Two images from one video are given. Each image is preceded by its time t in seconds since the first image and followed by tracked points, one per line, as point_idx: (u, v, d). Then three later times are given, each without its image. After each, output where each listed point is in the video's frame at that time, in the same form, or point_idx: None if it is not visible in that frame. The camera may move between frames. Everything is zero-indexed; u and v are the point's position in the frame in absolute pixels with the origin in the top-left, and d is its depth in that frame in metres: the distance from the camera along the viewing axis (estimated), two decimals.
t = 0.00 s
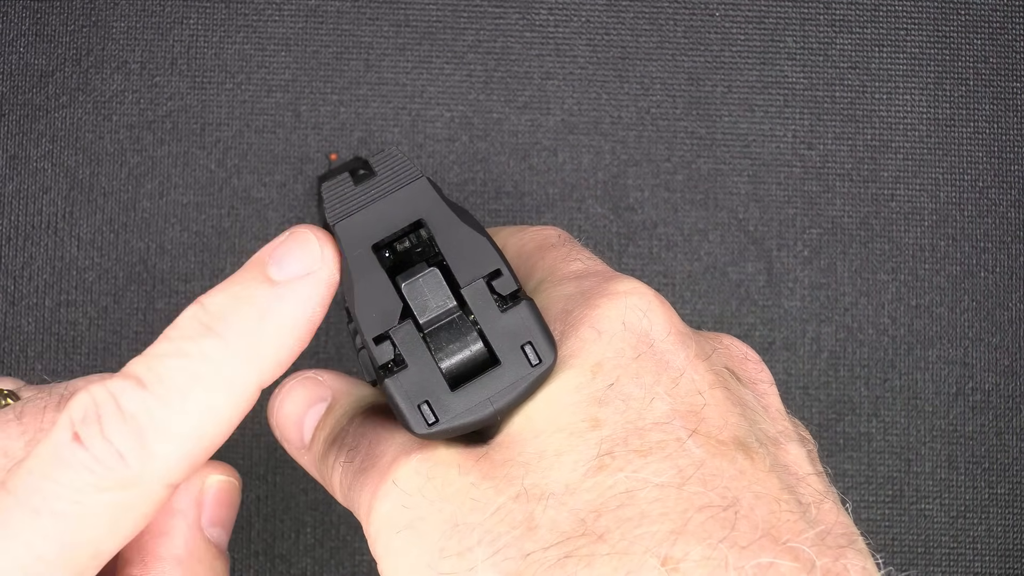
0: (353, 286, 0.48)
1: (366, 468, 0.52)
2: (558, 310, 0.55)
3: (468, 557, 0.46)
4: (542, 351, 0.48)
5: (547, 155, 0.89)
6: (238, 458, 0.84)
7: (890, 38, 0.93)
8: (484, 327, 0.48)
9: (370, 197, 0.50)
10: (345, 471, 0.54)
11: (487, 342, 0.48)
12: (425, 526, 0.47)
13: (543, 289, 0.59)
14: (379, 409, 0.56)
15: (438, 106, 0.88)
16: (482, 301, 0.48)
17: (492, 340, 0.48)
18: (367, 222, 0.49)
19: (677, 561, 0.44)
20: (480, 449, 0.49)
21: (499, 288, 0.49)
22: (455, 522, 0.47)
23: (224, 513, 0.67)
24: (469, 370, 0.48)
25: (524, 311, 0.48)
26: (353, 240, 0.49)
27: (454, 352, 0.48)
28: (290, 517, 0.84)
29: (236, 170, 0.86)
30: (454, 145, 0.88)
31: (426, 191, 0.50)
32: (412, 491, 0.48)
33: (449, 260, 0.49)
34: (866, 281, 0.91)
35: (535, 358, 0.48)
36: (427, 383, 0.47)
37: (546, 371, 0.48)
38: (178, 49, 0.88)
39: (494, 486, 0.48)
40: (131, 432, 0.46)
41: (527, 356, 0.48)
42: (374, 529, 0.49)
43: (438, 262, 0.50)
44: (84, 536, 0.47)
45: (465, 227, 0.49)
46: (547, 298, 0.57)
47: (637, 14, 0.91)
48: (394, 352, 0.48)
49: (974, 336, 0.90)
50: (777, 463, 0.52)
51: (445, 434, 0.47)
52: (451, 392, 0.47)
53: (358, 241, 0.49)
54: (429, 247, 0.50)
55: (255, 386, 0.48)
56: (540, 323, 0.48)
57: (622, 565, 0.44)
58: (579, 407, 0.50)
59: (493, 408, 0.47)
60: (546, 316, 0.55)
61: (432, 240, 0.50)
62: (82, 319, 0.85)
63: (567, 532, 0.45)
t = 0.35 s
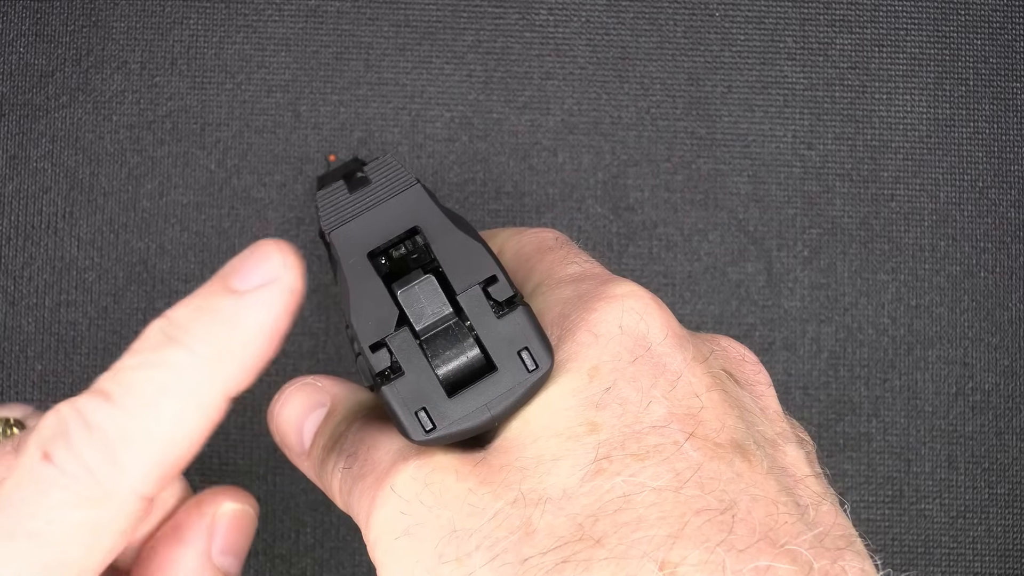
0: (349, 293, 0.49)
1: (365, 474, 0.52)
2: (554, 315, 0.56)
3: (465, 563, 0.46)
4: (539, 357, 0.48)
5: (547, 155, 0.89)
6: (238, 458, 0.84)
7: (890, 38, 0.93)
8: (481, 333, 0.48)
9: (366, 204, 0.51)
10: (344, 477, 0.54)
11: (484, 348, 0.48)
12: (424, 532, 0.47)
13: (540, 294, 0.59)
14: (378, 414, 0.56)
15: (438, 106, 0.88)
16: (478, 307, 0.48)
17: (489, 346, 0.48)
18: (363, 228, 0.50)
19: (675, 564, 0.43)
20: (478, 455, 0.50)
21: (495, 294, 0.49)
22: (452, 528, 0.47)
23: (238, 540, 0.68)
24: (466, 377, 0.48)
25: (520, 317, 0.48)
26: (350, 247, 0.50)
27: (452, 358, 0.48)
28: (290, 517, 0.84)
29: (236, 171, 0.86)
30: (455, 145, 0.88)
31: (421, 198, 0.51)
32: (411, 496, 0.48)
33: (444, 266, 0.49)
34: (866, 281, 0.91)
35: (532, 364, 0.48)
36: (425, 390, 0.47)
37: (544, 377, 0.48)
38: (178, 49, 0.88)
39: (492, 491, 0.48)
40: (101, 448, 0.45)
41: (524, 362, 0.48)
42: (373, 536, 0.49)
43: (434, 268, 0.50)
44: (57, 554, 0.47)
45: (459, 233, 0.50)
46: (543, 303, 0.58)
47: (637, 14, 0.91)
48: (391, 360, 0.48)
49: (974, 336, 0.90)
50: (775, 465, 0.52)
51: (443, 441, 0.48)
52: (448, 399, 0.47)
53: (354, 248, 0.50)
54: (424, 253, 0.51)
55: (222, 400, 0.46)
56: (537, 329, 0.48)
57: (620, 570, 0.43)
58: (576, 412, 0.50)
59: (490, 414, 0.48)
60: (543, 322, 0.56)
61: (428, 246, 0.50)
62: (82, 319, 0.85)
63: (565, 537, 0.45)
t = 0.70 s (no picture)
0: (351, 295, 0.49)
1: (368, 476, 0.52)
2: (555, 314, 0.55)
3: (470, 564, 0.46)
4: (542, 357, 0.48)
5: (547, 155, 0.89)
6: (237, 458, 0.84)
7: (890, 38, 0.93)
8: (483, 334, 0.48)
9: (367, 208, 0.52)
10: (347, 477, 0.54)
11: (486, 349, 0.48)
12: (427, 532, 0.47)
13: (542, 293, 0.59)
14: (380, 414, 0.57)
15: (438, 106, 0.88)
16: (480, 308, 0.48)
17: (492, 347, 0.48)
18: (363, 231, 0.51)
19: (679, 563, 0.43)
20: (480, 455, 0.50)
21: (497, 295, 0.49)
22: (456, 529, 0.47)
23: None
24: (469, 378, 0.48)
25: (522, 318, 0.48)
26: (351, 249, 0.50)
27: (454, 360, 0.48)
28: (289, 517, 0.84)
29: (236, 171, 0.86)
30: (454, 145, 0.88)
31: (421, 199, 0.52)
32: (415, 497, 0.48)
33: (445, 266, 0.49)
34: (866, 281, 0.90)
35: (534, 364, 0.48)
36: (428, 392, 0.47)
37: (546, 377, 0.48)
38: (178, 49, 0.88)
39: (495, 491, 0.48)
40: (114, 552, 0.54)
41: (526, 362, 0.48)
42: (377, 537, 0.49)
43: (436, 270, 0.50)
44: None
45: (459, 233, 0.50)
46: (545, 302, 0.57)
47: (636, 14, 0.91)
48: (393, 362, 0.48)
49: (974, 336, 0.90)
50: (778, 463, 0.52)
51: (447, 442, 0.48)
52: (451, 400, 0.47)
53: (355, 250, 0.50)
54: (425, 254, 0.51)
55: (217, 528, 0.60)
56: (539, 329, 0.48)
57: (622, 569, 0.43)
58: (579, 411, 0.50)
59: (493, 415, 0.48)
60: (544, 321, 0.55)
61: (429, 248, 0.51)
62: (82, 319, 0.85)
63: (568, 536, 0.45)
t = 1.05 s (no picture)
0: (359, 297, 0.49)
1: (375, 479, 0.51)
2: (562, 316, 0.55)
3: (479, 565, 0.46)
4: (551, 360, 0.48)
5: (547, 155, 0.89)
6: (238, 458, 0.84)
7: (890, 39, 0.93)
8: (492, 337, 0.48)
9: (376, 210, 0.52)
10: (354, 481, 0.53)
11: (495, 352, 0.48)
12: (436, 535, 0.47)
13: (547, 295, 0.59)
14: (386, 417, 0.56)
15: (438, 106, 0.88)
16: (490, 311, 0.48)
17: (501, 350, 0.48)
18: (372, 232, 0.51)
19: (687, 565, 0.44)
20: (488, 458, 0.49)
21: (506, 298, 0.49)
22: (465, 532, 0.47)
23: None
24: (478, 381, 0.48)
25: (532, 320, 0.48)
26: (360, 251, 0.50)
27: (463, 362, 0.48)
28: (289, 517, 0.84)
29: (236, 170, 0.86)
30: (454, 146, 0.88)
31: (430, 202, 0.52)
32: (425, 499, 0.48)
33: (455, 270, 0.49)
34: (866, 281, 0.90)
35: (543, 367, 0.48)
36: (437, 395, 0.47)
37: (556, 380, 0.48)
38: (178, 49, 0.88)
39: (504, 493, 0.48)
40: None
41: (536, 365, 0.48)
42: (385, 540, 0.49)
43: (445, 273, 0.50)
44: None
45: (469, 237, 0.50)
46: (551, 304, 0.57)
47: (636, 14, 0.91)
48: (403, 365, 0.48)
49: (974, 336, 0.90)
50: (785, 464, 0.52)
51: (456, 445, 0.47)
52: (460, 403, 0.47)
53: (365, 252, 0.50)
54: (434, 257, 0.51)
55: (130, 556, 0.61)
56: (548, 332, 0.48)
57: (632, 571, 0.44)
58: (588, 413, 0.50)
59: (503, 418, 0.47)
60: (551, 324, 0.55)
61: (438, 251, 0.50)
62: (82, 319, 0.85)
63: (578, 538, 0.46)
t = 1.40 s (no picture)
0: (360, 297, 0.49)
1: (378, 478, 0.51)
2: (562, 316, 0.56)
3: (481, 564, 0.46)
4: (551, 359, 0.48)
5: (547, 155, 0.89)
6: (238, 458, 0.84)
7: (890, 39, 0.93)
8: (492, 336, 0.48)
9: (376, 210, 0.51)
10: (357, 481, 0.53)
11: (495, 351, 0.48)
12: (438, 535, 0.47)
13: (548, 294, 0.59)
14: (388, 415, 0.55)
15: (438, 106, 0.88)
16: (490, 311, 0.49)
17: (501, 349, 0.48)
18: (373, 233, 0.50)
19: (689, 563, 0.44)
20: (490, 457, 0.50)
21: (506, 298, 0.49)
22: (467, 531, 0.47)
23: None
24: (479, 379, 0.48)
25: (532, 319, 0.48)
26: (361, 251, 0.50)
27: (464, 361, 0.48)
28: (289, 517, 0.84)
29: (236, 171, 0.86)
30: (454, 146, 0.88)
31: (431, 201, 0.51)
32: (426, 499, 0.48)
33: (456, 269, 0.49)
34: (866, 281, 0.90)
35: (544, 365, 0.48)
36: (438, 394, 0.47)
37: (556, 378, 0.48)
38: (178, 49, 0.88)
39: (506, 492, 0.48)
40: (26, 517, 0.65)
41: (536, 364, 0.48)
42: (387, 540, 0.49)
43: (445, 272, 0.50)
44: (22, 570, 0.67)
45: (469, 236, 0.50)
46: (552, 303, 0.57)
47: (637, 14, 0.91)
48: (404, 364, 0.48)
49: (974, 336, 0.90)
50: (786, 462, 0.52)
51: (458, 444, 0.47)
52: (461, 402, 0.47)
53: (365, 252, 0.50)
54: (434, 257, 0.50)
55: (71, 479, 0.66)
56: (548, 330, 0.48)
57: (634, 569, 0.44)
58: (589, 412, 0.50)
59: (504, 417, 0.47)
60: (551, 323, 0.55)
61: (438, 250, 0.50)
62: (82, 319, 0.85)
63: (580, 536, 0.46)
